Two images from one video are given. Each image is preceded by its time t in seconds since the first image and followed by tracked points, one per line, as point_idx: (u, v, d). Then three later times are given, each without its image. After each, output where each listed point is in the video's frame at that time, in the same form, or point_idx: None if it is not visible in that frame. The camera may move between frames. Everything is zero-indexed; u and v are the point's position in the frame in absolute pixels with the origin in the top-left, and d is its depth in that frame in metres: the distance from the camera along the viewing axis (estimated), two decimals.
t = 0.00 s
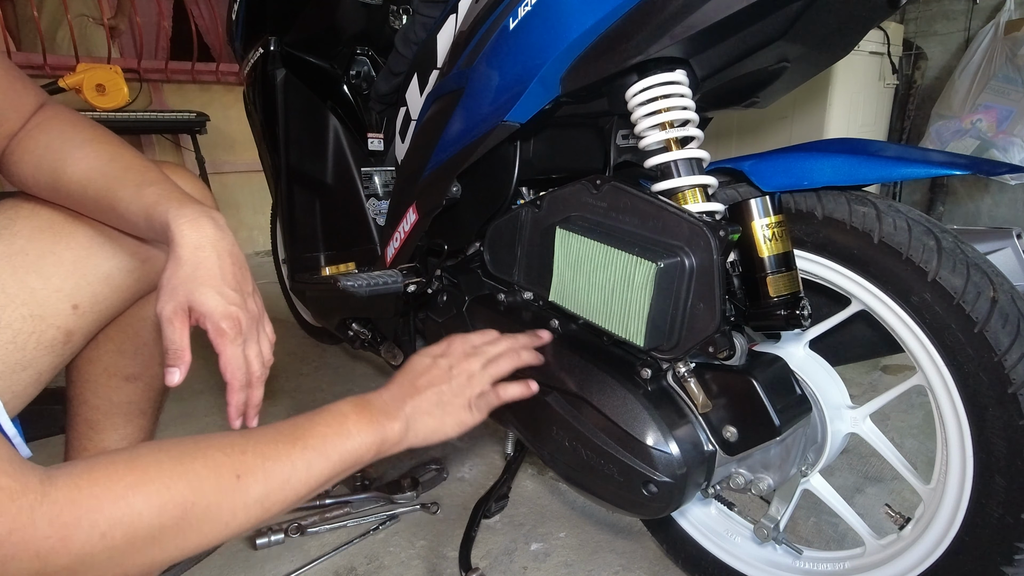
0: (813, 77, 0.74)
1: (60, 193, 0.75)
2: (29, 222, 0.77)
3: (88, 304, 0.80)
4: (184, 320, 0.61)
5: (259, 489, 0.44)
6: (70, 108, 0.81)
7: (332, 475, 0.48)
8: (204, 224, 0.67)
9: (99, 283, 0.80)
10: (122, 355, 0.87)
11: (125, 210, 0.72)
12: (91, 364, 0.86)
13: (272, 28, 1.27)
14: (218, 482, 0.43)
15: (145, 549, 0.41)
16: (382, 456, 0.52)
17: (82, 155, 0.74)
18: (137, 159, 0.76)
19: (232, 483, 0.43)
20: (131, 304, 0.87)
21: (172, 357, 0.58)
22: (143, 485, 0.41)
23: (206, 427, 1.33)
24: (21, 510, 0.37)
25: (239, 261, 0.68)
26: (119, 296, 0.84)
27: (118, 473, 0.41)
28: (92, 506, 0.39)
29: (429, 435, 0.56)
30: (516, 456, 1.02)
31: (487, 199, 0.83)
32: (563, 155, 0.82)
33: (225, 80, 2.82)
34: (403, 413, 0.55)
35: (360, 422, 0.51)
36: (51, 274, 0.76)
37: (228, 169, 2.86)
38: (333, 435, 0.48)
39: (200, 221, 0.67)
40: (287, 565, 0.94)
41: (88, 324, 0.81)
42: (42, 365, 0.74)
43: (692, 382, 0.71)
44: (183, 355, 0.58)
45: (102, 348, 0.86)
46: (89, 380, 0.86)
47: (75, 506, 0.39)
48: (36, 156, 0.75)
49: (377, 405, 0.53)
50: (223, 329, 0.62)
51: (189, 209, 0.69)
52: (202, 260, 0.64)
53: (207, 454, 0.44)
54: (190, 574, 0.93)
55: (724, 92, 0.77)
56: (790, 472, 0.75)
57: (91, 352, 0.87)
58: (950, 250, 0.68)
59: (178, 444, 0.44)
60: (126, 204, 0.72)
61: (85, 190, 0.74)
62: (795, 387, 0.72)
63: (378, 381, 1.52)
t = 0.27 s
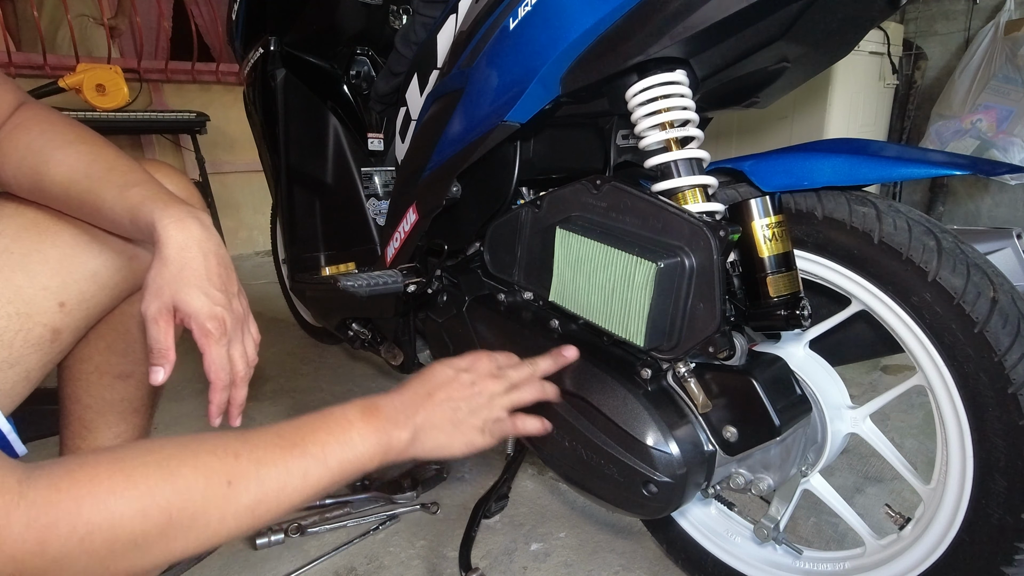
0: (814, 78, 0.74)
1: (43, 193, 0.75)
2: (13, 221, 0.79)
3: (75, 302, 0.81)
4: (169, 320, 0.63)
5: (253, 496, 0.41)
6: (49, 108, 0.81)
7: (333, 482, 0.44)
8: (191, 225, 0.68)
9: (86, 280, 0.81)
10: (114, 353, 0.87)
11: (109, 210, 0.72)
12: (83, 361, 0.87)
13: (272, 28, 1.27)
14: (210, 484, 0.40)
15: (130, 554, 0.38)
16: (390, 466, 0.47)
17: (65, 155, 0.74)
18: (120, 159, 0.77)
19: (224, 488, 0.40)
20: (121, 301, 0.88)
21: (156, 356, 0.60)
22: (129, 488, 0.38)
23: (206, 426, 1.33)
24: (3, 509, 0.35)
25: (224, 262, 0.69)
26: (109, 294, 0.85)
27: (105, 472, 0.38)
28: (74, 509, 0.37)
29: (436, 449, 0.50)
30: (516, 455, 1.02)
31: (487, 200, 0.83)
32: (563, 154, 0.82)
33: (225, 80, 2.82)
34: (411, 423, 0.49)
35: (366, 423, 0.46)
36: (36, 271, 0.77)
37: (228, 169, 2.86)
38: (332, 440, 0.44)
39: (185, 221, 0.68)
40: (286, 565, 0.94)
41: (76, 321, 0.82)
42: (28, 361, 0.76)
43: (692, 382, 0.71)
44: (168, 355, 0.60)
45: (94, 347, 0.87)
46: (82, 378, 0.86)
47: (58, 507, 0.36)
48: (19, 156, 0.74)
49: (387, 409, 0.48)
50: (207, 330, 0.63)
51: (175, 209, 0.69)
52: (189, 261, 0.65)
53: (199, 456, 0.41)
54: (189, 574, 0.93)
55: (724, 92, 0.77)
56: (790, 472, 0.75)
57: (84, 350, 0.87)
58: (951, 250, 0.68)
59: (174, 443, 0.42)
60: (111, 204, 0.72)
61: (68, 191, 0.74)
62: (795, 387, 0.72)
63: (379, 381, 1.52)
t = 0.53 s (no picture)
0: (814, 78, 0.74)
1: (43, 197, 0.75)
2: (11, 222, 0.79)
3: (72, 302, 0.81)
4: (173, 331, 0.64)
5: (241, 446, 0.43)
6: (45, 107, 0.80)
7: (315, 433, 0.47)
8: (193, 236, 0.67)
9: (83, 280, 0.81)
10: (111, 353, 0.88)
11: (108, 216, 0.73)
12: (79, 361, 0.87)
13: (272, 27, 1.27)
14: (201, 432, 0.42)
15: (122, 500, 0.39)
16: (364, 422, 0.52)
17: (63, 160, 0.74)
18: (119, 164, 0.76)
19: (211, 438, 0.42)
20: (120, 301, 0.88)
21: (161, 365, 0.61)
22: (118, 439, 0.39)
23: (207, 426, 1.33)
24: (1, 466, 0.36)
25: (226, 271, 0.68)
26: (108, 294, 0.85)
27: (97, 427, 0.39)
28: (71, 461, 0.38)
29: (396, 404, 0.56)
30: (516, 455, 1.02)
31: (487, 200, 0.83)
32: (563, 155, 0.82)
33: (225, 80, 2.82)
34: (372, 378, 0.54)
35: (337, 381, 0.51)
36: (35, 270, 0.77)
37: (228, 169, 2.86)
38: (309, 397, 0.48)
39: (187, 232, 0.67)
40: (286, 565, 0.94)
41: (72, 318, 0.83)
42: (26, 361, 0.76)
43: (692, 382, 0.71)
44: (172, 364, 0.61)
45: (90, 346, 0.87)
46: (80, 378, 0.87)
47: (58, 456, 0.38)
48: (15, 161, 0.74)
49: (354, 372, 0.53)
50: (211, 341, 0.64)
51: (177, 219, 0.68)
52: (190, 271, 0.65)
53: (188, 408, 0.43)
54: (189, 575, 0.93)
55: (724, 92, 0.77)
56: (790, 472, 0.75)
57: (81, 349, 0.87)
58: (950, 250, 0.68)
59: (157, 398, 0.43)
60: (111, 211, 0.72)
61: (68, 196, 0.74)
62: (795, 387, 0.72)
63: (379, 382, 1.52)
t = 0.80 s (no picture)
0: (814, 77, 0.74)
1: (27, 194, 0.75)
2: None
3: (62, 301, 0.81)
4: (154, 323, 0.63)
5: (243, 497, 0.43)
6: (33, 107, 0.80)
7: (325, 481, 0.47)
8: (180, 230, 0.68)
9: (73, 280, 0.81)
10: (103, 350, 0.89)
11: (96, 213, 0.72)
12: (70, 358, 0.88)
13: (272, 27, 1.27)
14: (202, 482, 0.42)
15: (123, 550, 0.40)
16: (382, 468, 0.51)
17: (50, 157, 0.74)
18: (107, 162, 0.76)
19: (213, 490, 0.42)
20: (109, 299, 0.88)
21: (140, 357, 0.61)
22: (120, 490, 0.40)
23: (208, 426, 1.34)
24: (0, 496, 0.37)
25: (212, 267, 0.69)
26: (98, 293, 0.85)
27: (101, 466, 0.40)
28: (68, 498, 0.38)
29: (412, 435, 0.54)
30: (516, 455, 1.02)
31: (487, 200, 0.83)
32: (563, 154, 0.82)
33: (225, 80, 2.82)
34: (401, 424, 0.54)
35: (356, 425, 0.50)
36: (25, 269, 0.77)
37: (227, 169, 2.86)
38: (314, 439, 0.47)
39: (175, 226, 0.68)
40: (286, 565, 0.94)
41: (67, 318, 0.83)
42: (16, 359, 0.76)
43: (692, 382, 0.71)
44: (151, 358, 0.61)
45: (82, 343, 0.88)
46: (73, 376, 0.88)
47: (56, 498, 0.38)
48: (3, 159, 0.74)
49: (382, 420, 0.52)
50: (194, 335, 0.63)
51: (164, 213, 0.69)
52: (177, 266, 0.65)
53: (192, 451, 0.43)
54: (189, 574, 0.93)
55: (724, 92, 0.77)
56: (790, 472, 0.75)
57: (72, 347, 0.88)
58: (951, 250, 0.68)
59: (164, 437, 0.44)
60: (99, 208, 0.72)
61: (53, 193, 0.74)
62: (795, 387, 0.72)
63: (379, 382, 1.52)
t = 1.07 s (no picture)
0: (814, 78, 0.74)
1: (35, 195, 0.75)
2: None
3: (64, 299, 0.81)
4: (167, 323, 0.64)
5: (258, 472, 0.41)
6: (37, 108, 0.81)
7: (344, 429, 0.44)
8: (187, 230, 0.68)
9: (75, 278, 0.82)
10: (103, 348, 0.89)
11: (104, 213, 0.73)
12: (71, 356, 0.88)
13: (272, 28, 1.27)
14: (222, 437, 0.39)
15: (150, 518, 0.39)
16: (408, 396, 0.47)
17: (55, 158, 0.75)
18: (112, 164, 0.77)
19: (224, 477, 0.40)
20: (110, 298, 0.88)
21: (153, 357, 0.61)
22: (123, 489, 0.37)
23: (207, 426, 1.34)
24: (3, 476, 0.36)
25: (220, 268, 0.70)
26: (99, 292, 0.85)
27: (107, 436, 0.38)
28: (74, 477, 0.37)
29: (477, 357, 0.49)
30: (516, 455, 1.02)
31: (487, 200, 0.83)
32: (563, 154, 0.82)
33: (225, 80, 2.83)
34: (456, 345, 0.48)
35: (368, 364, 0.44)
36: (26, 268, 0.77)
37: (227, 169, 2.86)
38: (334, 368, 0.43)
39: (182, 226, 0.69)
40: (287, 565, 0.94)
41: (69, 318, 0.83)
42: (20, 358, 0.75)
43: (692, 382, 0.71)
44: (164, 357, 0.61)
45: (84, 341, 0.88)
46: (73, 375, 0.88)
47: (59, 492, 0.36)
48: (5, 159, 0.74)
49: (406, 369, 0.45)
50: (205, 333, 0.65)
51: (169, 213, 0.70)
52: (186, 267, 0.66)
53: (207, 403, 0.40)
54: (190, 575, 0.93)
55: (724, 92, 0.77)
56: (790, 472, 0.75)
57: (74, 346, 0.88)
58: (950, 250, 0.68)
59: (165, 408, 0.40)
60: (107, 209, 0.73)
61: (62, 194, 0.74)
62: (795, 387, 0.72)
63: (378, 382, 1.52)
